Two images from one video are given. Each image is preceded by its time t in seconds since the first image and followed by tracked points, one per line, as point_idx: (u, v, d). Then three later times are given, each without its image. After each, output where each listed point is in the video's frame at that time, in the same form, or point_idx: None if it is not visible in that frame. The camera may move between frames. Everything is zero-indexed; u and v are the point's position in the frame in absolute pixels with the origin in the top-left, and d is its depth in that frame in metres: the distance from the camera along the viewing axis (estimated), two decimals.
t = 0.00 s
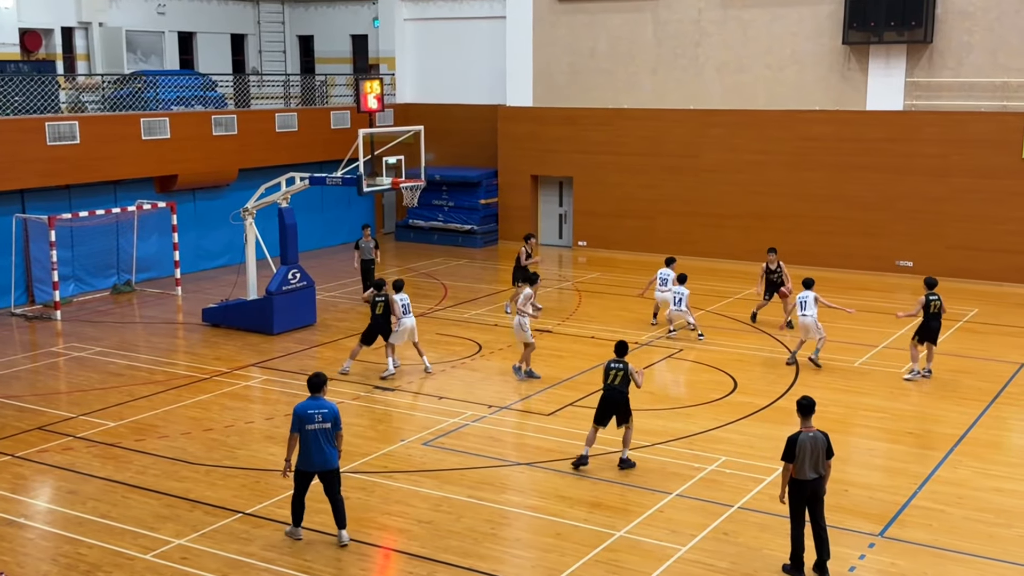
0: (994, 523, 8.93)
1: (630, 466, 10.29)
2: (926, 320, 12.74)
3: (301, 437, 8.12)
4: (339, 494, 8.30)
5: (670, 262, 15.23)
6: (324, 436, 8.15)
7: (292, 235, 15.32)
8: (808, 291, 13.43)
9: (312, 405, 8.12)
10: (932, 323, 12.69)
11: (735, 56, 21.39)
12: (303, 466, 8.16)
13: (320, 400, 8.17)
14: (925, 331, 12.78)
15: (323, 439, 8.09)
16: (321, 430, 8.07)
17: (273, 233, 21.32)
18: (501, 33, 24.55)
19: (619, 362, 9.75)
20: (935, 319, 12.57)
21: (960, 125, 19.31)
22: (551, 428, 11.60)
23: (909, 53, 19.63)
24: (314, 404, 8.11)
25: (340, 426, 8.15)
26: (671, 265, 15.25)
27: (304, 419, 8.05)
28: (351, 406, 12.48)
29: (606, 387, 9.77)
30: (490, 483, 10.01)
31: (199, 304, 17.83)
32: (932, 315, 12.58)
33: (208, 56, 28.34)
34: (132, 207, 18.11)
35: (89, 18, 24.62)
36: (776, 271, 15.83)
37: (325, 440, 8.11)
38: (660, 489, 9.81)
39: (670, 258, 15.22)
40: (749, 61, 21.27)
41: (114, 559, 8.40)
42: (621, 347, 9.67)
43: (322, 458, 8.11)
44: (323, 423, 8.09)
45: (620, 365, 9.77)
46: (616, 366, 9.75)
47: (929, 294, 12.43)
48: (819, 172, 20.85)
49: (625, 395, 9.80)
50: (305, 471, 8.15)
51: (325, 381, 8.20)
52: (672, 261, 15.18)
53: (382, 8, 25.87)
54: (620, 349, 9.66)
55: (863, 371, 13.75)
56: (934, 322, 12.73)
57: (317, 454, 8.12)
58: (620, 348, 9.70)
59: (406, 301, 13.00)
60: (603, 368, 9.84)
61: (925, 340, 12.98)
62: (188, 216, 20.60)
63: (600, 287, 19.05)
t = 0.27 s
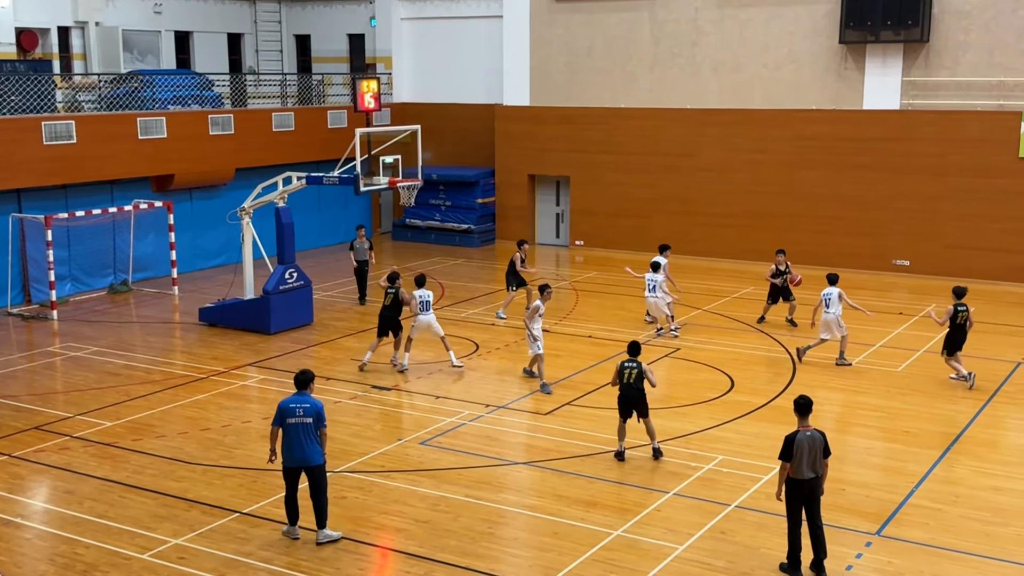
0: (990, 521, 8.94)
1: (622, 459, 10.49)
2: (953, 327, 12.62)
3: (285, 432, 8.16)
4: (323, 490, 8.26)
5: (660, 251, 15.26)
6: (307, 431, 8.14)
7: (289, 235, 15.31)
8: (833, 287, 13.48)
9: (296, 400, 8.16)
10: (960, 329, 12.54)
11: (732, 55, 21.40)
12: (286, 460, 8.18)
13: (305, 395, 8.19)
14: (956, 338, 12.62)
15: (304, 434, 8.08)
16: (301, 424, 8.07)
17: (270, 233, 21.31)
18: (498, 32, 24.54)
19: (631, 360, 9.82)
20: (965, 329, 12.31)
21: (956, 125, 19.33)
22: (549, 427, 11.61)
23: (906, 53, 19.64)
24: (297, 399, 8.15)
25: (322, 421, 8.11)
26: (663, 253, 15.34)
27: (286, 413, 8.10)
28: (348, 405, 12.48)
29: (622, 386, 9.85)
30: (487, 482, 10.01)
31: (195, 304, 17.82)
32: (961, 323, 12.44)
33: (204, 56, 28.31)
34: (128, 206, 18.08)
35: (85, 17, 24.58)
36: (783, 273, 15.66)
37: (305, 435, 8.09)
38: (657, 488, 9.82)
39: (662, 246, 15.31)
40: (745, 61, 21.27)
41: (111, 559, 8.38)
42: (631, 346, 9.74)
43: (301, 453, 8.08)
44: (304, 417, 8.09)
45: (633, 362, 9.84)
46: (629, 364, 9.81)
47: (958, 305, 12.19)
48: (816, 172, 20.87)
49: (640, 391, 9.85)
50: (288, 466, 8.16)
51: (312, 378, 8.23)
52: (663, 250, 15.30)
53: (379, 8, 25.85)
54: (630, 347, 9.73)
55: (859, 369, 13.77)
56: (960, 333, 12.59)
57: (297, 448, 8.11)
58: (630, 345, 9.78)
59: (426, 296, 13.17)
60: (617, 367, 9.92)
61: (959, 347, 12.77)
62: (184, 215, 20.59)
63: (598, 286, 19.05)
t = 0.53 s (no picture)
0: (987, 520, 8.95)
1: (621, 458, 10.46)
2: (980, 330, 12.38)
3: (280, 431, 8.17)
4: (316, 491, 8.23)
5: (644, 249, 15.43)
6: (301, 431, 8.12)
7: (286, 234, 15.30)
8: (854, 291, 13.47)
9: (293, 400, 8.15)
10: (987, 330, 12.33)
11: (729, 54, 21.40)
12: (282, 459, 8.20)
13: (304, 396, 8.17)
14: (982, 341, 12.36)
15: (295, 434, 8.06)
16: (292, 424, 8.05)
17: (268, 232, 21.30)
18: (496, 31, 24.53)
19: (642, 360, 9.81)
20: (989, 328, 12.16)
21: (954, 124, 19.34)
22: (546, 426, 11.61)
23: (903, 52, 19.66)
24: (294, 399, 8.14)
25: (315, 422, 8.07)
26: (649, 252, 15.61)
27: (281, 411, 8.10)
28: (346, 405, 12.48)
29: (632, 382, 9.83)
30: (485, 481, 10.00)
31: (193, 303, 17.80)
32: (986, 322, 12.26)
33: (202, 55, 28.28)
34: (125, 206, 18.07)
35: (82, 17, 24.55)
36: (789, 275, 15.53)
37: (297, 435, 8.07)
38: (656, 487, 9.82)
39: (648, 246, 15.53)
40: (743, 60, 21.28)
41: (109, 559, 8.38)
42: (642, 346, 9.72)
43: (292, 452, 8.07)
44: (297, 417, 8.07)
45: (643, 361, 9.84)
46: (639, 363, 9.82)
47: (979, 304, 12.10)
48: (813, 171, 20.88)
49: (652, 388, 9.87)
50: (282, 465, 8.17)
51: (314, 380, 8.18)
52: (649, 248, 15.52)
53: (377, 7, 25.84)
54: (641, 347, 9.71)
55: (857, 369, 13.78)
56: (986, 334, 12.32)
57: (290, 448, 8.10)
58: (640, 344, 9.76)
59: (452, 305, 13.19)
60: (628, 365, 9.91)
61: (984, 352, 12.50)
62: (182, 215, 20.58)
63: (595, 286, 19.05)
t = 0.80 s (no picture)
0: (986, 520, 8.95)
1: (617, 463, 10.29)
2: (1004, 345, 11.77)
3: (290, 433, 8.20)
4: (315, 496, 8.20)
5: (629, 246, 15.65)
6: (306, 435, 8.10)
7: (285, 234, 15.29)
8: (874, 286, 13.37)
9: (303, 403, 8.17)
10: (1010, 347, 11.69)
11: (728, 54, 21.40)
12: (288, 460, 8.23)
13: (316, 401, 8.17)
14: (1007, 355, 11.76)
15: (297, 437, 8.06)
16: (296, 427, 8.06)
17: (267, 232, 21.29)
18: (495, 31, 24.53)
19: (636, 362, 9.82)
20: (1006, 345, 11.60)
21: (953, 124, 19.35)
22: (545, 426, 11.61)
23: (902, 52, 19.67)
24: (305, 402, 8.15)
25: (319, 428, 8.03)
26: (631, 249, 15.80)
27: (290, 413, 8.15)
28: (345, 404, 12.48)
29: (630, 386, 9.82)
30: (484, 481, 10.00)
31: (192, 303, 17.80)
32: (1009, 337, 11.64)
33: (201, 54, 28.27)
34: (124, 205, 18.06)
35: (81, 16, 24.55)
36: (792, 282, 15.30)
37: (300, 439, 8.07)
38: (654, 487, 9.81)
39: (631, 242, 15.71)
40: (742, 59, 21.29)
41: (108, 558, 8.38)
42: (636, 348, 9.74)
43: (294, 455, 8.09)
44: (302, 421, 8.07)
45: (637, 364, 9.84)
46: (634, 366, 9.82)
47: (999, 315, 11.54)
48: (812, 170, 20.88)
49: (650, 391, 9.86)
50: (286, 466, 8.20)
51: (327, 387, 8.17)
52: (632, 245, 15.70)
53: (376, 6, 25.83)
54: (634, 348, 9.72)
55: (856, 368, 13.78)
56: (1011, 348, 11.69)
57: (293, 451, 8.11)
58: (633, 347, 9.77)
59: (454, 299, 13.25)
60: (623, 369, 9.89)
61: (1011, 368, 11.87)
62: (181, 214, 20.58)
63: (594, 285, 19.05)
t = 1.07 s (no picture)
0: (986, 520, 8.95)
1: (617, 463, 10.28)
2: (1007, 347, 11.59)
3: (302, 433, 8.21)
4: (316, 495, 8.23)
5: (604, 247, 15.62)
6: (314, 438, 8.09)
7: (286, 234, 15.29)
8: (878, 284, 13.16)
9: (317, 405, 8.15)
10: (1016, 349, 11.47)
11: (729, 54, 21.40)
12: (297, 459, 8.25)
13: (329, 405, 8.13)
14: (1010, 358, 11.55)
15: (303, 438, 8.06)
16: (304, 428, 8.06)
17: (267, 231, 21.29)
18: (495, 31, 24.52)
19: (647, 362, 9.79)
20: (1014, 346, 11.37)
21: (953, 124, 19.34)
22: (545, 426, 11.60)
23: (903, 52, 19.66)
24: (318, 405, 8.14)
25: (325, 432, 8.00)
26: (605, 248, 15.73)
27: (303, 413, 8.16)
28: (344, 404, 12.47)
29: (638, 387, 9.80)
30: (485, 481, 10.00)
31: (192, 302, 17.80)
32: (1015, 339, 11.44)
33: (201, 54, 28.28)
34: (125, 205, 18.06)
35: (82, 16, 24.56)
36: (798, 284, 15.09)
37: (306, 440, 8.06)
38: (655, 487, 9.81)
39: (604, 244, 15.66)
40: (743, 59, 21.28)
41: (108, 558, 8.38)
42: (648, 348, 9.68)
43: (298, 455, 8.09)
44: (311, 423, 8.06)
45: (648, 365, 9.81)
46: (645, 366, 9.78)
47: (1005, 318, 11.41)
48: (812, 170, 20.88)
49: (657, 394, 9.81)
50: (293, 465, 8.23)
51: (341, 392, 8.12)
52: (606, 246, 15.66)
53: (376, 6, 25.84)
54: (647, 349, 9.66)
55: (856, 368, 13.77)
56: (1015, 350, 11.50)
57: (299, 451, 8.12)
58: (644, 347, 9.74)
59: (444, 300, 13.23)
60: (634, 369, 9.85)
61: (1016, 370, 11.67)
62: (182, 214, 20.58)
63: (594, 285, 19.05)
